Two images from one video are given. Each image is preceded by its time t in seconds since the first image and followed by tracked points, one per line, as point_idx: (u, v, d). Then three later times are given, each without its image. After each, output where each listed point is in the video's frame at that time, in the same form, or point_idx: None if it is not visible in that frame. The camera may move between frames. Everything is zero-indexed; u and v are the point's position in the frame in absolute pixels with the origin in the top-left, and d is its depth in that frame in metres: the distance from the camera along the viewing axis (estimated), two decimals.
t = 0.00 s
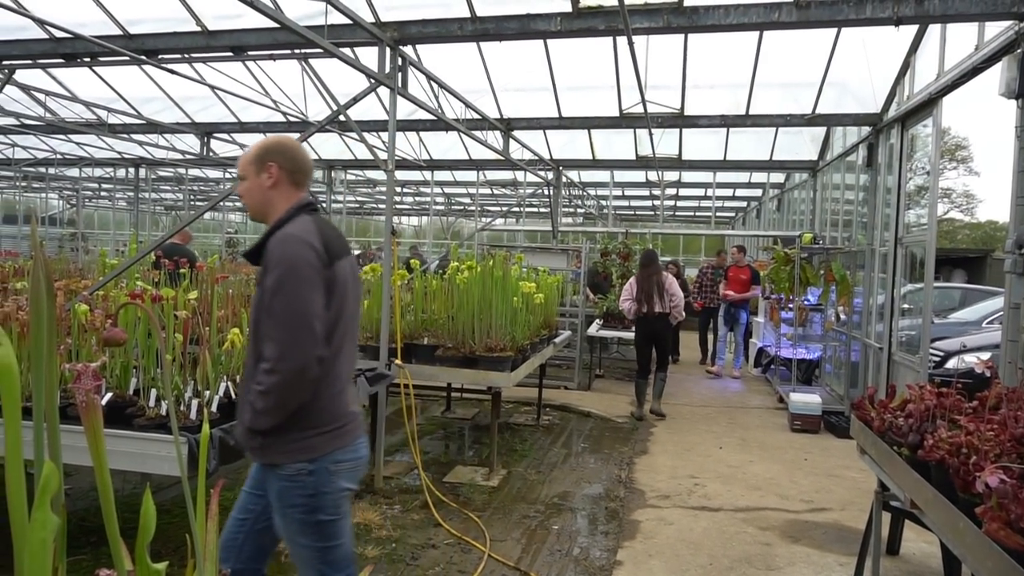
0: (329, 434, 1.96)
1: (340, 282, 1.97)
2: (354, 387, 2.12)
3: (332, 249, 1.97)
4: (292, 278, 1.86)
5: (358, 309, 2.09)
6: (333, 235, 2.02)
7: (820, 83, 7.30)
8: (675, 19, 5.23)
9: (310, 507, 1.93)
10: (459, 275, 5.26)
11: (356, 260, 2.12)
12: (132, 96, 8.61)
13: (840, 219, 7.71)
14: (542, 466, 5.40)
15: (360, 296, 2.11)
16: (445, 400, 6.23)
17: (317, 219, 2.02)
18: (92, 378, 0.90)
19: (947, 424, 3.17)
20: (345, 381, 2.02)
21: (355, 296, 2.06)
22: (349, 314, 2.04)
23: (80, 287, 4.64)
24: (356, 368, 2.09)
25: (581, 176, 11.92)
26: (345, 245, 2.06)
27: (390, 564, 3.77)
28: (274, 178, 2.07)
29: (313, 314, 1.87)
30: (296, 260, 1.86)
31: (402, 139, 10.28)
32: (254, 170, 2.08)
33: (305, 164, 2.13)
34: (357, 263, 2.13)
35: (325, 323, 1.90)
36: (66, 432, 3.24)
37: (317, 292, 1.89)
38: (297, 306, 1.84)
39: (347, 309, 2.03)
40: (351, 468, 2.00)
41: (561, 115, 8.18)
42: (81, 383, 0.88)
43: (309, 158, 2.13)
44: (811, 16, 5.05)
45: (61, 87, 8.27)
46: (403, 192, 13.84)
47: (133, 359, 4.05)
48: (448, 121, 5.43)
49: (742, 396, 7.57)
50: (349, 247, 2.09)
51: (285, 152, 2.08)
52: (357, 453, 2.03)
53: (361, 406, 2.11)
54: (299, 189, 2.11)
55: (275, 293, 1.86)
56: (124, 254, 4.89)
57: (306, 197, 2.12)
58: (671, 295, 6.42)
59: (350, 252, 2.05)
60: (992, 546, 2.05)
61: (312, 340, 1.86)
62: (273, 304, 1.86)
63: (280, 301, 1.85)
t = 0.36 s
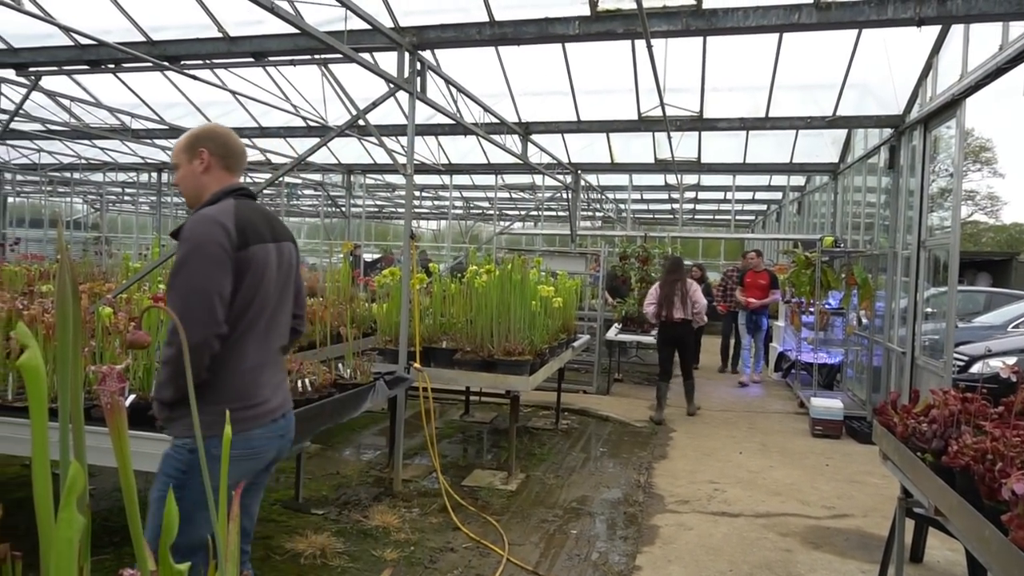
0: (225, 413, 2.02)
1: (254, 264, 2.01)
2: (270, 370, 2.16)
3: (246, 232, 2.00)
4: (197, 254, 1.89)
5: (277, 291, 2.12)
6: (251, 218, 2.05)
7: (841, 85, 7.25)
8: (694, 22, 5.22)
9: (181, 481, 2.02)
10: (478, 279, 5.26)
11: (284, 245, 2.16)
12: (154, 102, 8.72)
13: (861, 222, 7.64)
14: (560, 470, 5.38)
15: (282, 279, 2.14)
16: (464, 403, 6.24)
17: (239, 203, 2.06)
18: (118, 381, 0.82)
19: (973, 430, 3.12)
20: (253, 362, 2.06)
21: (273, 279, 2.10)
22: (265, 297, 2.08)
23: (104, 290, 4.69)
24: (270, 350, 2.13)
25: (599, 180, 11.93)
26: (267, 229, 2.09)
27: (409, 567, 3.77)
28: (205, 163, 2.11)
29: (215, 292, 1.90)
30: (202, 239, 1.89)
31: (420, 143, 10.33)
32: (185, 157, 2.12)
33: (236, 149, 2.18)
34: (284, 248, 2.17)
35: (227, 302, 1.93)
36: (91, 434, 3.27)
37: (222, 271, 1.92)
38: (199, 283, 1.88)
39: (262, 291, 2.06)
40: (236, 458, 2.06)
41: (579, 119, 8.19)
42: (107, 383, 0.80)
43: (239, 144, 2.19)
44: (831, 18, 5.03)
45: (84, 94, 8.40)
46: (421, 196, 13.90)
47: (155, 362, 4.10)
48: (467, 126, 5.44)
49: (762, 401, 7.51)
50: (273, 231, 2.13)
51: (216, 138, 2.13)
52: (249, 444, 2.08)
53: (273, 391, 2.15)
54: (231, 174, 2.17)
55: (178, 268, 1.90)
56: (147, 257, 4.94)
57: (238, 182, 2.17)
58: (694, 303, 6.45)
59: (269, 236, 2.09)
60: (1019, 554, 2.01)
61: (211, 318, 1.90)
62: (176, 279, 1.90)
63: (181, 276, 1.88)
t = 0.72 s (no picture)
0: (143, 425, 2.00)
1: (168, 280, 2.02)
2: (199, 380, 2.15)
3: (160, 247, 2.02)
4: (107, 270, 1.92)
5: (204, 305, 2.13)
6: (171, 234, 2.08)
7: (869, 92, 7.17)
8: (719, 30, 5.19)
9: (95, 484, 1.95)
10: (503, 288, 5.26)
11: (210, 259, 2.18)
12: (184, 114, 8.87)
13: (890, 230, 7.54)
14: (585, 480, 5.35)
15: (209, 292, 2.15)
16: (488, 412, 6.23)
17: (160, 219, 2.08)
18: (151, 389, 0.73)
19: (1009, 442, 3.03)
20: (175, 374, 2.06)
21: (196, 292, 2.11)
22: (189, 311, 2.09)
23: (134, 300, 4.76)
24: (198, 363, 2.13)
25: (624, 189, 11.92)
26: (188, 243, 2.11)
27: None
28: (127, 182, 2.11)
29: (124, 307, 1.92)
30: (111, 256, 1.91)
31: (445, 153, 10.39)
32: (116, 175, 2.14)
33: (166, 163, 2.15)
34: (211, 261, 2.19)
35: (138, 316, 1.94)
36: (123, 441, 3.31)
37: (132, 287, 1.94)
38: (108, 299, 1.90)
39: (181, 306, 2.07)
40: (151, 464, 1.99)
41: (604, 128, 8.20)
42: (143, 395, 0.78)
43: (168, 157, 2.14)
44: (860, 24, 4.98)
45: (116, 107, 8.57)
46: (446, 205, 13.98)
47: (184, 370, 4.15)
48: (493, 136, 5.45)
49: (790, 412, 7.41)
50: (198, 246, 2.15)
51: (136, 157, 2.10)
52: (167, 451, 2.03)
53: (198, 399, 2.12)
54: (162, 188, 2.15)
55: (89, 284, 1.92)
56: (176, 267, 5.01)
57: (170, 196, 2.15)
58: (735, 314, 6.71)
59: (191, 250, 2.10)
60: None
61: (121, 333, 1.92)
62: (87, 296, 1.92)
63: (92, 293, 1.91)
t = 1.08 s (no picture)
0: (79, 420, 2.05)
1: (92, 280, 2.03)
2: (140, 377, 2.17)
3: (83, 249, 2.02)
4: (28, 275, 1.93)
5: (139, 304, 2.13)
6: (99, 234, 2.07)
7: (909, 95, 7.05)
8: (754, 35, 5.14)
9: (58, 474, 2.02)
10: (536, 295, 5.25)
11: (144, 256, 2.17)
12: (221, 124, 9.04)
13: (932, 236, 7.38)
14: (619, 488, 5.30)
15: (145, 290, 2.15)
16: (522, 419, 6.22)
17: (89, 219, 2.08)
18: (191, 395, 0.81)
19: None
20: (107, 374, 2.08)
21: (128, 293, 2.10)
22: (122, 312, 2.09)
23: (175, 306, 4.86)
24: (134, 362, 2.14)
25: (658, 195, 11.89)
26: (117, 242, 2.10)
27: None
28: (64, 184, 2.16)
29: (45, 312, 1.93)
30: (29, 261, 1.91)
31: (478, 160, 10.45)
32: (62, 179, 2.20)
33: (99, 161, 2.15)
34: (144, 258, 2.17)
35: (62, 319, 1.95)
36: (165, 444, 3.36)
37: (55, 290, 1.95)
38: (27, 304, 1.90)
39: (111, 304, 2.07)
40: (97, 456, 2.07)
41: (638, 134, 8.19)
42: (180, 397, 0.81)
43: (103, 155, 2.15)
44: (899, 27, 4.90)
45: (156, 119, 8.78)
46: (479, 212, 14.04)
47: (222, 375, 4.21)
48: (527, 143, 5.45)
49: (829, 421, 7.27)
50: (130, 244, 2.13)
51: (66, 158, 2.12)
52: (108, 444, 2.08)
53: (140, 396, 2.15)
54: (99, 186, 2.16)
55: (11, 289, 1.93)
56: (215, 273, 5.10)
57: (104, 193, 2.15)
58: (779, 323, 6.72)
59: (122, 250, 2.10)
60: None
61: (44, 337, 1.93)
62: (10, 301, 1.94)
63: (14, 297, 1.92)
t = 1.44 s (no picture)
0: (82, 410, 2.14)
1: (91, 282, 2.16)
2: (142, 376, 2.29)
3: (84, 254, 2.16)
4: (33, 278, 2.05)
5: (135, 304, 2.26)
6: (98, 240, 2.22)
7: (964, 91, 6.86)
8: (801, 32, 5.05)
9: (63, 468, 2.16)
10: (579, 296, 5.24)
11: (139, 261, 2.30)
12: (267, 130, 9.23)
13: (989, 236, 7.14)
14: (663, 492, 5.24)
15: (141, 292, 2.28)
16: (565, 421, 6.20)
17: (88, 227, 2.23)
18: (240, 395, 0.93)
19: None
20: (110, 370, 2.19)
21: (126, 294, 2.24)
22: (120, 312, 2.22)
23: (224, 308, 4.97)
24: (133, 360, 2.26)
25: (702, 196, 11.78)
26: (114, 248, 2.25)
27: None
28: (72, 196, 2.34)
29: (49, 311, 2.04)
30: (34, 263, 2.04)
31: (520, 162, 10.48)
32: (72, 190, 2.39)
33: (103, 177, 2.33)
34: (140, 263, 2.31)
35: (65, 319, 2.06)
36: (216, 443, 3.43)
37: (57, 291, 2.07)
38: (33, 304, 2.01)
39: (108, 304, 2.20)
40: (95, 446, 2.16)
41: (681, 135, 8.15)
42: (230, 397, 0.92)
43: (107, 171, 2.32)
44: (954, 20, 4.76)
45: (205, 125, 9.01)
46: (522, 214, 14.08)
47: (269, 375, 4.29)
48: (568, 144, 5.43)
49: (880, 426, 7.09)
50: (126, 249, 2.28)
51: (75, 173, 2.31)
52: (108, 434, 2.17)
53: (143, 392, 2.26)
54: (102, 200, 2.33)
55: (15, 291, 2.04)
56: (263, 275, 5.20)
57: (105, 207, 2.31)
58: (826, 322, 6.70)
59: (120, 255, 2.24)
60: None
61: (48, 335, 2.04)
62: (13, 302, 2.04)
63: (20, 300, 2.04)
